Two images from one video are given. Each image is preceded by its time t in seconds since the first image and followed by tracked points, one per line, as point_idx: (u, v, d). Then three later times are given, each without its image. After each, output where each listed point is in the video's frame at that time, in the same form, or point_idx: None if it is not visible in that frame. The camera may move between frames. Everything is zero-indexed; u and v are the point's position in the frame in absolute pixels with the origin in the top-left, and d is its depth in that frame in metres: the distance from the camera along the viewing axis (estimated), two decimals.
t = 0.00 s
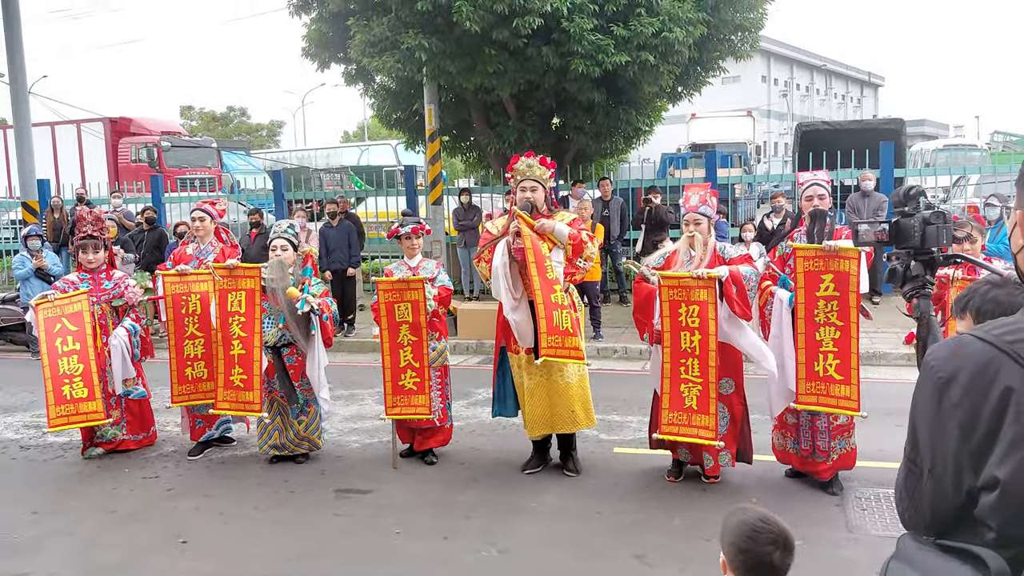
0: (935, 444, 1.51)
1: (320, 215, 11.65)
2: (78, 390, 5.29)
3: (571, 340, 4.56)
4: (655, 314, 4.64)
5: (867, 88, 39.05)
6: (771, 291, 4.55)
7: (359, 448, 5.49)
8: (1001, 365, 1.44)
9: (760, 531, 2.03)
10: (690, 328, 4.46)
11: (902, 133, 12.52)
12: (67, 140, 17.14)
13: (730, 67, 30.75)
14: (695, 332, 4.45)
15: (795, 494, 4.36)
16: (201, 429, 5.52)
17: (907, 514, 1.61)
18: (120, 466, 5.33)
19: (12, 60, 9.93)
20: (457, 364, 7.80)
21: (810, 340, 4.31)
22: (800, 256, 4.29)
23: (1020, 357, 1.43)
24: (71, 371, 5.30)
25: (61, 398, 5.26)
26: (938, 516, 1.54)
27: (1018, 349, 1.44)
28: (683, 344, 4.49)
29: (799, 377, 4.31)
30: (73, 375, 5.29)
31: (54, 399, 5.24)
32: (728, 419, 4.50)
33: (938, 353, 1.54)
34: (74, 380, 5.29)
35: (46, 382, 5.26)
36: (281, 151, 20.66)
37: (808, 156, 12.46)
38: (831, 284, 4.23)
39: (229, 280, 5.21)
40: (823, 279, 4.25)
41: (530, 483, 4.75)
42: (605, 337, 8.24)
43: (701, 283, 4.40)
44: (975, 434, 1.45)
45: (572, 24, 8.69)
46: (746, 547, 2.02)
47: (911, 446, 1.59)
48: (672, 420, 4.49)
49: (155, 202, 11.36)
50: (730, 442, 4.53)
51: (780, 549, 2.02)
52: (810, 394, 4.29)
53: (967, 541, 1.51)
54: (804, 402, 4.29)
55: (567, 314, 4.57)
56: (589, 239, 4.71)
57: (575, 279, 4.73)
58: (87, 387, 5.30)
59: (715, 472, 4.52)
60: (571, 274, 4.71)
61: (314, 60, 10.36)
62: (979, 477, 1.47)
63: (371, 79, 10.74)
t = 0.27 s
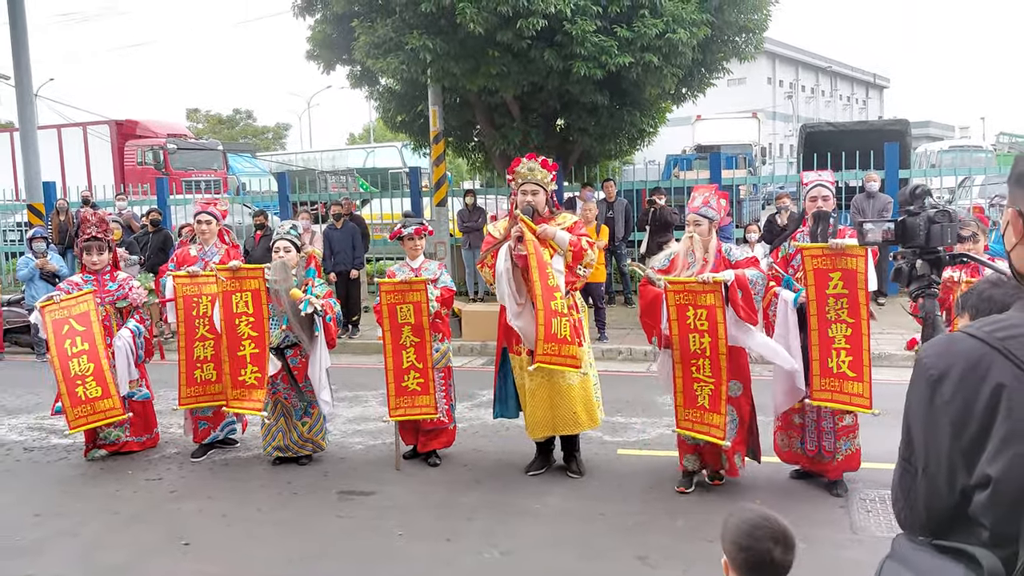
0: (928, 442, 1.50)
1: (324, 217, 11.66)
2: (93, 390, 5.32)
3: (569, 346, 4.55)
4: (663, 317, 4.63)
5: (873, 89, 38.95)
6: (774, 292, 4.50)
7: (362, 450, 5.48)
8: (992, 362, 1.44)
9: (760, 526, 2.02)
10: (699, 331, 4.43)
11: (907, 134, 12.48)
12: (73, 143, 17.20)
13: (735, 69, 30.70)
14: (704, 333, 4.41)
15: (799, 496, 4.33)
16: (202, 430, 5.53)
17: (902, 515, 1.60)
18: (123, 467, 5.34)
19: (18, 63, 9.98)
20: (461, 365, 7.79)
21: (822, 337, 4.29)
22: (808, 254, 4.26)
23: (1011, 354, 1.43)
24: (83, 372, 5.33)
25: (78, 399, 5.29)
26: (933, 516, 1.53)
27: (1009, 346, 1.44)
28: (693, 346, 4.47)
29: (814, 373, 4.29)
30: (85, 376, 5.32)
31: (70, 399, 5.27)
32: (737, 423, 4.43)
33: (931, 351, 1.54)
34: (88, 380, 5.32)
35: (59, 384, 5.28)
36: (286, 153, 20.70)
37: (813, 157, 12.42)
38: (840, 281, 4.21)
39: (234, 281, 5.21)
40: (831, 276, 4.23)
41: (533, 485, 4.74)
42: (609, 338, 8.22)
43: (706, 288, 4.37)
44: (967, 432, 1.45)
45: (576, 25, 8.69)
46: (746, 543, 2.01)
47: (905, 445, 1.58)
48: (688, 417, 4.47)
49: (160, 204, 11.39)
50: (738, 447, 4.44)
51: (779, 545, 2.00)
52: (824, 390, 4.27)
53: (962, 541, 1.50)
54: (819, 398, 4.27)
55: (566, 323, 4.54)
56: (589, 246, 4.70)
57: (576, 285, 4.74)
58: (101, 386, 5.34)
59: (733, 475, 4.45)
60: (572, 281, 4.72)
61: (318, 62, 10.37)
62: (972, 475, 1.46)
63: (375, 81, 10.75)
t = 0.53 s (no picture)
0: (922, 441, 1.51)
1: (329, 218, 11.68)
2: (83, 395, 5.32)
3: (572, 345, 4.50)
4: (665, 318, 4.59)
5: (880, 89, 38.80)
6: (778, 291, 4.49)
7: (366, 450, 5.48)
8: (983, 360, 1.44)
9: (761, 522, 2.00)
10: (702, 330, 4.41)
11: (914, 134, 12.42)
12: (80, 144, 17.28)
13: (741, 69, 30.63)
14: (709, 332, 4.40)
15: (803, 496, 4.32)
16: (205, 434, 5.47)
17: (895, 512, 1.60)
18: (127, 467, 5.35)
19: (24, 64, 10.02)
20: (465, 366, 7.78)
21: (833, 336, 4.27)
22: (817, 255, 4.23)
23: (1003, 351, 1.43)
24: (76, 376, 5.32)
25: (69, 402, 5.30)
26: (927, 514, 1.53)
27: (1000, 343, 1.44)
28: (696, 345, 4.45)
29: (826, 370, 4.27)
30: (77, 381, 5.31)
31: (62, 403, 5.28)
32: (746, 423, 4.42)
33: (922, 348, 1.53)
34: (79, 386, 5.31)
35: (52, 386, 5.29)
36: (292, 155, 20.74)
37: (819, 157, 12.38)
38: (849, 282, 4.19)
39: (237, 284, 5.18)
40: (841, 277, 4.20)
41: (536, 485, 4.73)
42: (614, 339, 8.21)
43: (710, 287, 4.34)
44: (959, 429, 1.46)
45: (580, 25, 8.68)
46: (747, 538, 1.99)
47: (898, 443, 1.58)
48: (695, 413, 4.42)
49: (166, 205, 11.42)
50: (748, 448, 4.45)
51: (780, 541, 1.99)
52: (836, 387, 4.25)
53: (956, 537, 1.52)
54: (832, 395, 4.24)
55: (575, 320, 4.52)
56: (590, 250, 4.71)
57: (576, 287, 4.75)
58: (92, 392, 5.32)
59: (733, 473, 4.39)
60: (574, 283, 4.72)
61: (322, 63, 10.39)
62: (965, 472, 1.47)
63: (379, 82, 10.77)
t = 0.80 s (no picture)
0: (917, 437, 1.52)
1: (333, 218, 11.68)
2: (59, 395, 5.26)
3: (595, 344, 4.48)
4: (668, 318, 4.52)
5: (884, 91, 38.71)
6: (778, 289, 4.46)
7: (367, 450, 5.47)
8: (977, 355, 1.44)
9: (761, 518, 2.00)
10: (697, 346, 4.32)
11: (918, 134, 12.39)
12: (84, 145, 17.31)
13: (745, 70, 30.58)
14: (704, 348, 4.32)
15: (806, 496, 4.29)
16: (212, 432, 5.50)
17: (893, 508, 1.62)
18: (129, 466, 5.34)
19: (27, 64, 10.04)
20: (467, 366, 7.77)
21: (836, 335, 4.25)
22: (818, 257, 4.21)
23: (997, 347, 1.43)
24: (58, 374, 5.28)
25: (44, 398, 5.28)
26: (924, 510, 1.55)
27: (995, 339, 1.44)
28: (692, 362, 4.35)
29: (828, 370, 4.26)
30: (57, 379, 5.26)
31: (36, 397, 5.27)
32: (750, 424, 4.38)
33: (917, 344, 1.53)
34: (59, 385, 5.26)
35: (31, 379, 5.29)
36: (296, 155, 20.75)
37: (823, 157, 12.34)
38: (852, 283, 4.18)
39: (239, 283, 5.14)
40: (843, 279, 4.19)
41: (538, 485, 4.71)
42: (616, 339, 8.19)
43: (706, 300, 4.28)
44: (953, 425, 1.47)
45: (583, 25, 8.66)
46: (746, 534, 1.98)
47: (894, 439, 1.59)
48: (691, 438, 4.33)
49: (169, 205, 11.43)
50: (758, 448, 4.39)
51: (780, 537, 1.98)
52: (840, 385, 4.23)
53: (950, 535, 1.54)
54: (836, 394, 4.23)
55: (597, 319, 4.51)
56: (593, 253, 4.56)
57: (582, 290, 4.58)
58: (67, 394, 5.23)
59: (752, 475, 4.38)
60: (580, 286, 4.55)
61: (325, 61, 10.40)
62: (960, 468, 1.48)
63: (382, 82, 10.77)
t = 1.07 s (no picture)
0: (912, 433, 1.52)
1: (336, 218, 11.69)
2: (59, 375, 5.12)
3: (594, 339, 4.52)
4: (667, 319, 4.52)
5: (889, 91, 38.60)
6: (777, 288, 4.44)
7: (370, 449, 5.47)
8: (970, 351, 1.44)
9: (761, 518, 1.99)
10: (692, 350, 4.25)
11: (923, 134, 12.36)
12: (89, 145, 17.35)
13: (750, 70, 30.53)
14: (698, 354, 4.24)
15: (808, 496, 4.29)
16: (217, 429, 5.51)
17: (894, 504, 1.62)
18: (131, 465, 5.35)
19: (32, 63, 10.06)
20: (470, 366, 7.77)
21: (830, 341, 4.26)
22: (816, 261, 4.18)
23: (990, 342, 1.43)
24: (61, 356, 5.18)
25: (41, 377, 5.12)
26: (922, 506, 1.55)
27: (988, 334, 1.44)
28: (686, 368, 4.29)
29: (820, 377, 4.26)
30: (60, 360, 5.15)
31: (33, 375, 5.11)
32: (747, 429, 4.34)
33: (913, 340, 1.54)
34: (60, 366, 5.14)
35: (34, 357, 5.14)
36: (300, 156, 20.78)
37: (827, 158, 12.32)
38: (849, 287, 4.16)
39: (243, 281, 5.14)
40: (840, 282, 4.18)
41: (540, 484, 4.71)
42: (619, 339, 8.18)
43: (702, 304, 4.23)
44: (946, 421, 1.46)
45: (586, 24, 8.66)
46: (746, 533, 1.97)
47: (893, 435, 1.60)
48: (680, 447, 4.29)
49: (173, 205, 11.46)
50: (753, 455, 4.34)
51: (780, 537, 1.97)
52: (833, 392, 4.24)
53: (952, 533, 1.56)
54: (827, 402, 4.25)
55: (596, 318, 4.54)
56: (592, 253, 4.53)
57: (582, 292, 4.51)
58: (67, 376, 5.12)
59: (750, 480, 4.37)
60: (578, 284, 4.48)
61: (329, 60, 10.44)
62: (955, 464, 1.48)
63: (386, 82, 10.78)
